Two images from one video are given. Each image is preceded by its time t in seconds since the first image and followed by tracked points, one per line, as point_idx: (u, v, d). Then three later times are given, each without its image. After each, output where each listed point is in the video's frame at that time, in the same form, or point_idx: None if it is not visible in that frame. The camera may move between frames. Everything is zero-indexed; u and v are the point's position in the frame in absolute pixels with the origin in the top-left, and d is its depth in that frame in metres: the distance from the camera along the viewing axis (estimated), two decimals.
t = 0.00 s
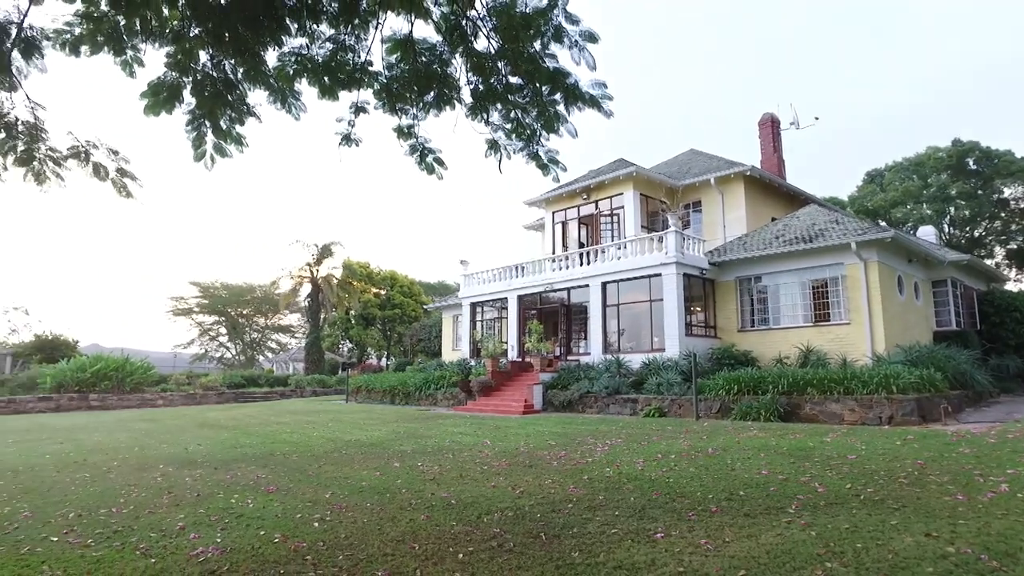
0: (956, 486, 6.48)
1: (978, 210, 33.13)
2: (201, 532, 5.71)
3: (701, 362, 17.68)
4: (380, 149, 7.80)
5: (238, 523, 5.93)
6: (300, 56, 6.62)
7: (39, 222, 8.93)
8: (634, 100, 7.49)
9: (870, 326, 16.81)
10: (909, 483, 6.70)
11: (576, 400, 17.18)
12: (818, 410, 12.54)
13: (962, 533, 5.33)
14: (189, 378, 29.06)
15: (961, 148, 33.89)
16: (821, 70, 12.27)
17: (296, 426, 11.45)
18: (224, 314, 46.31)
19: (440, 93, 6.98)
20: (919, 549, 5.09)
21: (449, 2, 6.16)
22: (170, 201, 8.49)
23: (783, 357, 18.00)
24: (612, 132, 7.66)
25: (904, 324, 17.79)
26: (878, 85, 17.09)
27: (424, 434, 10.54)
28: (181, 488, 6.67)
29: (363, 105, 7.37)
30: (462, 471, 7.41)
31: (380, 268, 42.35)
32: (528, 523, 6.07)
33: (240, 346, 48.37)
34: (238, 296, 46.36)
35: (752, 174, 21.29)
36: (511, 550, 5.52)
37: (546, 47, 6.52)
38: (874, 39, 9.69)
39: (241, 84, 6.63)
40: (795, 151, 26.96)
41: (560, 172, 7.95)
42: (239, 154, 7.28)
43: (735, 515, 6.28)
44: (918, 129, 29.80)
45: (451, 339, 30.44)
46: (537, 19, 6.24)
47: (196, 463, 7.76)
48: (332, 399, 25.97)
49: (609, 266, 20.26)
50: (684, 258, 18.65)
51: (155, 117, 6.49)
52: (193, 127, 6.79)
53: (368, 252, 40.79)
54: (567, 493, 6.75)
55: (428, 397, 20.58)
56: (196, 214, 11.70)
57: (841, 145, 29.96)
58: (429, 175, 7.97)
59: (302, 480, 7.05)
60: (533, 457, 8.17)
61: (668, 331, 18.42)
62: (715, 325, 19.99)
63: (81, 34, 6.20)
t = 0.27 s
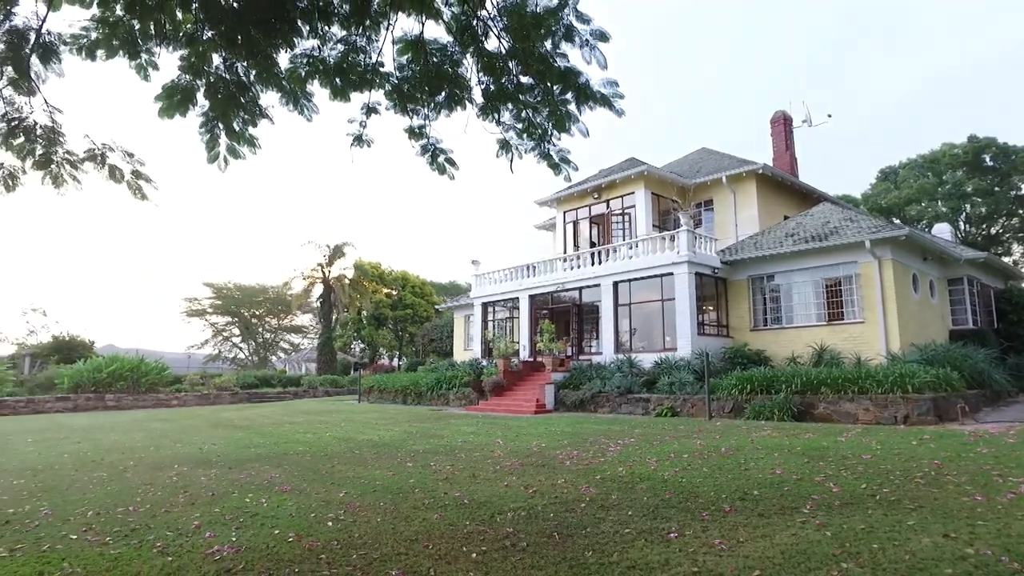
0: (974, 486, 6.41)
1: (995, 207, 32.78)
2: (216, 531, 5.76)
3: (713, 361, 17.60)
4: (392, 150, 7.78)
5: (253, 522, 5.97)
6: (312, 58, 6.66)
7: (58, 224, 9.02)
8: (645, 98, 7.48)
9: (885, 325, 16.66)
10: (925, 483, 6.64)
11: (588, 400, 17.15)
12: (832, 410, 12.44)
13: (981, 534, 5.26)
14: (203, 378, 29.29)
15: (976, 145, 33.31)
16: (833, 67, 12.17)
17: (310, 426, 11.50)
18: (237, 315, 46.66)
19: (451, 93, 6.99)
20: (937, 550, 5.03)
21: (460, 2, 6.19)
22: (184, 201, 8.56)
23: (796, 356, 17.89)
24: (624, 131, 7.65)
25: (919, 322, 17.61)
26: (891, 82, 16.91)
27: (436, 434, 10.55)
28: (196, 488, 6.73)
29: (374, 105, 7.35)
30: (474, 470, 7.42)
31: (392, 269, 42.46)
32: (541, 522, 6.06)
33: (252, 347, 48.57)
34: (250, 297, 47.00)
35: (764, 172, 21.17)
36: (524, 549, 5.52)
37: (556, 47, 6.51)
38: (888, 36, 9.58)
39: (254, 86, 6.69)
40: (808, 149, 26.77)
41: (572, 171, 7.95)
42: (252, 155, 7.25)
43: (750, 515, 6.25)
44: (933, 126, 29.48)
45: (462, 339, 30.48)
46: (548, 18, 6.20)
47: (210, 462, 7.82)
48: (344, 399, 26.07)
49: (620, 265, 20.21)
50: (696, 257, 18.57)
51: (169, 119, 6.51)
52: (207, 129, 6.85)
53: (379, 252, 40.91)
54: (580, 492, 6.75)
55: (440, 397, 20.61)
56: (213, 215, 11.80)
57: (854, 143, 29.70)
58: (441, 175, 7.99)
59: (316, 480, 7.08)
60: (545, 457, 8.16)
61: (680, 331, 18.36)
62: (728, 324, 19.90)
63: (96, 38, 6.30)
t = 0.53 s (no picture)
0: (992, 486, 6.34)
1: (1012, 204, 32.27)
2: (231, 530, 5.80)
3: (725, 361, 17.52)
4: (403, 151, 7.78)
5: (267, 522, 6.00)
6: (323, 60, 6.68)
7: (77, 226, 9.13)
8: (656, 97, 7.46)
9: (899, 324, 16.53)
10: (942, 484, 6.56)
11: (600, 400, 17.12)
12: (846, 409, 12.35)
13: (999, 535, 5.20)
14: (216, 378, 29.51)
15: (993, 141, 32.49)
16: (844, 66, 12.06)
17: (322, 426, 11.54)
18: (249, 316, 46.98)
19: (462, 93, 6.99)
20: (954, 551, 4.98)
21: (469, 2, 6.17)
22: (197, 203, 8.63)
23: (809, 355, 17.78)
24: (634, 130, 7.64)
25: (934, 321, 17.44)
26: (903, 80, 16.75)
27: (448, 434, 10.55)
28: (210, 487, 6.78)
29: (385, 106, 7.38)
30: (486, 470, 7.42)
31: (402, 269, 42.53)
32: (553, 522, 6.06)
33: (265, 348, 48.72)
34: (261, 298, 47.26)
35: (776, 170, 21.04)
36: (537, 549, 5.51)
37: (567, 46, 6.52)
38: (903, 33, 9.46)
39: (265, 88, 6.68)
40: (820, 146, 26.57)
41: (583, 170, 7.94)
42: (263, 157, 7.31)
43: (763, 515, 6.21)
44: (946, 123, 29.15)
45: (473, 339, 30.53)
46: (558, 18, 6.23)
47: (224, 462, 7.89)
48: (356, 399, 26.17)
49: (631, 264, 20.17)
50: (708, 256, 18.50)
51: (182, 121, 6.65)
52: (220, 131, 6.92)
53: (390, 253, 41.01)
54: (592, 492, 6.75)
55: (451, 397, 20.64)
56: (229, 215, 11.87)
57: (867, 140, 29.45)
58: (452, 175, 8.00)
59: (328, 480, 7.11)
60: (557, 457, 8.16)
61: (691, 330, 18.30)
62: (740, 323, 19.81)
63: (112, 42, 6.39)
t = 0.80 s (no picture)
0: (1013, 486, 6.26)
1: None
2: (247, 529, 5.84)
3: (738, 360, 17.43)
4: (415, 151, 7.80)
5: (282, 521, 6.03)
6: (335, 61, 6.70)
7: (97, 227, 9.23)
8: (669, 95, 7.43)
9: (914, 322, 16.39)
10: (960, 484, 6.49)
11: (612, 399, 17.07)
12: (861, 408, 12.25)
13: (1020, 537, 5.13)
14: (230, 378, 29.71)
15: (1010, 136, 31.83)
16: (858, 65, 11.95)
17: (336, 426, 11.57)
18: (262, 317, 47.05)
19: (474, 93, 6.98)
20: (974, 552, 4.92)
21: (480, 2, 6.19)
22: (212, 204, 8.70)
23: (822, 354, 17.66)
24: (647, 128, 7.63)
25: (951, 319, 17.27)
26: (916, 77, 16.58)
27: (461, 434, 10.54)
28: (225, 486, 6.83)
29: (397, 106, 7.39)
30: (500, 470, 7.41)
31: (414, 269, 42.59)
32: (567, 521, 6.05)
33: (278, 348, 48.75)
34: (274, 299, 47.48)
35: (789, 168, 20.92)
36: (551, 548, 5.50)
37: (578, 45, 6.51)
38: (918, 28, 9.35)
39: (278, 89, 6.75)
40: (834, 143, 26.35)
41: (594, 169, 7.93)
42: (277, 158, 7.37)
43: (778, 514, 6.17)
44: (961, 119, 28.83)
45: (485, 339, 30.55)
46: (569, 17, 6.26)
47: (239, 461, 7.95)
48: (369, 399, 26.23)
49: (643, 263, 20.11)
50: (721, 254, 18.41)
51: (197, 124, 6.74)
52: (233, 133, 6.96)
53: (402, 253, 41.09)
54: (605, 492, 6.74)
55: (464, 397, 20.65)
56: (279, 207, 11.86)
57: (880, 137, 29.18)
58: (463, 175, 8.02)
59: (342, 479, 7.13)
60: (571, 456, 8.15)
61: (704, 329, 18.22)
62: (753, 322, 19.70)
63: (127, 46, 6.44)
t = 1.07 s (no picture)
0: None
1: None
2: (261, 528, 5.88)
3: (750, 359, 17.34)
4: (426, 151, 7.82)
5: (296, 520, 6.07)
6: (346, 63, 6.73)
7: (115, 229, 9.34)
8: (681, 94, 7.40)
9: (930, 320, 16.23)
10: (978, 484, 6.42)
11: (624, 399, 17.03)
12: (875, 408, 12.14)
13: None
14: (243, 379, 29.89)
15: None
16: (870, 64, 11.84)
17: (350, 426, 11.62)
18: (274, 317, 47.36)
19: (484, 93, 7.00)
20: (992, 554, 4.86)
21: (491, 2, 6.21)
22: (225, 205, 8.75)
23: (836, 353, 17.53)
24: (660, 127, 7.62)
25: (966, 317, 17.08)
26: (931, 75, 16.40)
27: (472, 434, 10.53)
28: (239, 485, 6.88)
29: (407, 107, 7.39)
30: (512, 469, 7.42)
31: (425, 269, 42.74)
32: (580, 521, 6.05)
33: (290, 349, 48.82)
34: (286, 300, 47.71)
35: (801, 166, 20.78)
36: (564, 547, 5.50)
37: (589, 44, 6.50)
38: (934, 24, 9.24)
39: (290, 91, 6.81)
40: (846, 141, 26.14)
41: (605, 168, 7.90)
42: (289, 159, 7.40)
43: (793, 514, 6.13)
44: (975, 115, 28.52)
45: (497, 339, 30.60)
46: (579, 17, 6.27)
47: (253, 461, 8.01)
48: (381, 399, 26.30)
49: (654, 263, 20.05)
50: (732, 253, 18.31)
51: (210, 126, 6.78)
52: (245, 135, 7.03)
53: (413, 254, 41.22)
54: (618, 492, 6.73)
55: (476, 397, 20.66)
56: (294, 208, 11.94)
57: (893, 135, 28.92)
58: (475, 175, 8.03)
59: (355, 479, 7.17)
60: (582, 456, 8.14)
61: (716, 329, 18.14)
62: (765, 321, 19.58)
63: (141, 50, 6.53)
